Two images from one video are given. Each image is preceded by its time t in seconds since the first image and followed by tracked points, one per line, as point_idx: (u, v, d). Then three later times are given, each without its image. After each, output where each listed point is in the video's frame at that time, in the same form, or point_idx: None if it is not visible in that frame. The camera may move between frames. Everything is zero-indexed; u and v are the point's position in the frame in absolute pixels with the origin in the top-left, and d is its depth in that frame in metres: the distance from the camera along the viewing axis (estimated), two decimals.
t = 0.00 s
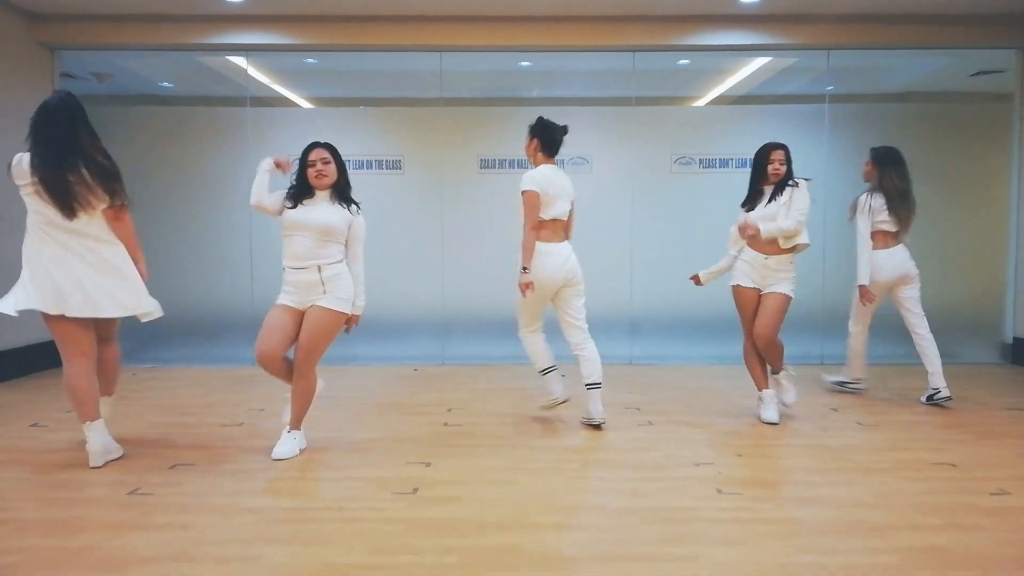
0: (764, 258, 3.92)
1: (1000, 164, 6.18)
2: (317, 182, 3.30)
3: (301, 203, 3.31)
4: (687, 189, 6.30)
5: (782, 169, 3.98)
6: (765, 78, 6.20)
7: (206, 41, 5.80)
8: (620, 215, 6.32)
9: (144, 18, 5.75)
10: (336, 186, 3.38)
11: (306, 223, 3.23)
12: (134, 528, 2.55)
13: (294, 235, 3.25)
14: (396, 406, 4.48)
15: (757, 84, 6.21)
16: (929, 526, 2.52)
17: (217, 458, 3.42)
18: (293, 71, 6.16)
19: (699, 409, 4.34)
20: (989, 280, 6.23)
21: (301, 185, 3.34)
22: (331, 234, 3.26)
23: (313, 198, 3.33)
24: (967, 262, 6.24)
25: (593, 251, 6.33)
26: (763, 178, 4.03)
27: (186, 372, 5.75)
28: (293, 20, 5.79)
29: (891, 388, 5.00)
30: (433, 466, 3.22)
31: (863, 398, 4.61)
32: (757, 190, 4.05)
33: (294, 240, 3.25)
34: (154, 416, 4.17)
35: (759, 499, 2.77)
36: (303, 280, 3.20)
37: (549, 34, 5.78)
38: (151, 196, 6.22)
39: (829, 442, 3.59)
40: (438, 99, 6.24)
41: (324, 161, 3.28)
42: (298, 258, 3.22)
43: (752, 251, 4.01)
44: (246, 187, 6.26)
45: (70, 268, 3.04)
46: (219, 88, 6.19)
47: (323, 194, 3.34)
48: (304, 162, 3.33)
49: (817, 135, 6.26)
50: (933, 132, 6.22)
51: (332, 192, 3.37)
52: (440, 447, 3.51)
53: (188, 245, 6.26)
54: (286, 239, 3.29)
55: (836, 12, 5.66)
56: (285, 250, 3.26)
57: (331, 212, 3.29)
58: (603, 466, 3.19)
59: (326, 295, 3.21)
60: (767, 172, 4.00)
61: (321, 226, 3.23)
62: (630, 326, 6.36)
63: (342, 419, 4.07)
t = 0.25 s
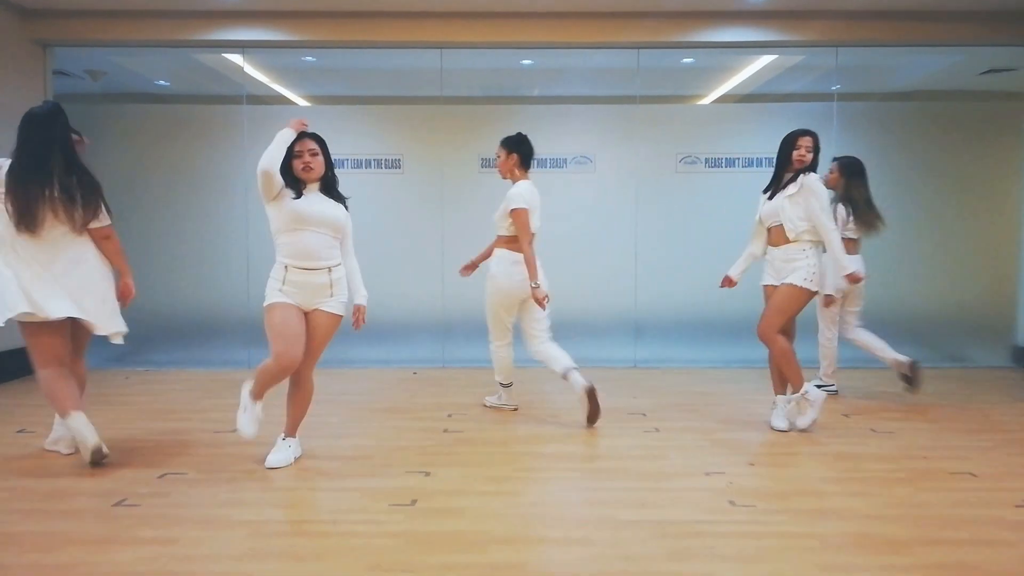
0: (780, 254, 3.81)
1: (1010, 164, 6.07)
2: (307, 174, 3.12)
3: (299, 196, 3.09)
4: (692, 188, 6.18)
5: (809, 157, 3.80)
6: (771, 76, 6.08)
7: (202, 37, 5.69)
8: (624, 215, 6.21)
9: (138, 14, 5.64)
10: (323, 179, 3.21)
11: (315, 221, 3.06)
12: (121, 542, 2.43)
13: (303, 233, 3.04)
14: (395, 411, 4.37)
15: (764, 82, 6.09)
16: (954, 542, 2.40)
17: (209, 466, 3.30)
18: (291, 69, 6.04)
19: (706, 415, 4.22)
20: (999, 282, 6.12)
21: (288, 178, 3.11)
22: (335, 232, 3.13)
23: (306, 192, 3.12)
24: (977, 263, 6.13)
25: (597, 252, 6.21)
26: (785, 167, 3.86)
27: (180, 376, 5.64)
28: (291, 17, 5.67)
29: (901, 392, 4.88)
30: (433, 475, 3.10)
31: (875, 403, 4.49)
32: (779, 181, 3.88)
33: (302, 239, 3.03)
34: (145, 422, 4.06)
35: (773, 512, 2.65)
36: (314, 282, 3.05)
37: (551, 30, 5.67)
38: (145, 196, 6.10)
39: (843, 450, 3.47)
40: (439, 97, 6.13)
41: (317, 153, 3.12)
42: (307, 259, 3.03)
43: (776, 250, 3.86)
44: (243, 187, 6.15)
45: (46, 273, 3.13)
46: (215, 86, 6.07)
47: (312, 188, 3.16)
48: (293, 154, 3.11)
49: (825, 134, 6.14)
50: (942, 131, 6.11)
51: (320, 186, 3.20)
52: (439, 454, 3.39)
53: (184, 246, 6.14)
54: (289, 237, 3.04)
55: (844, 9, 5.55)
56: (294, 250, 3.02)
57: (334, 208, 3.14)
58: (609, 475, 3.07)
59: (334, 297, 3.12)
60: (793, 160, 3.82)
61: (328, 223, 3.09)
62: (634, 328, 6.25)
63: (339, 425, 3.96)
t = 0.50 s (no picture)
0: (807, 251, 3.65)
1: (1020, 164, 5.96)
2: (322, 163, 2.96)
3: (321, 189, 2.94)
4: (698, 188, 6.06)
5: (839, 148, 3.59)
6: (779, 73, 5.96)
7: (198, 34, 5.57)
8: (628, 215, 6.08)
9: (133, 10, 5.52)
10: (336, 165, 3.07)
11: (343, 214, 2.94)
12: (106, 557, 2.31)
13: (334, 229, 2.91)
14: (395, 417, 4.24)
15: (770, 79, 5.97)
16: (983, 557, 2.28)
17: (202, 474, 3.18)
18: (288, 66, 5.92)
19: (715, 420, 4.10)
20: (1010, 284, 6.00)
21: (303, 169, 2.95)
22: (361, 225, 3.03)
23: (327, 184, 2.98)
24: (987, 265, 6.01)
25: (601, 253, 6.09)
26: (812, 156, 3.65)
27: (175, 380, 5.51)
28: (288, 13, 5.56)
29: (914, 397, 4.76)
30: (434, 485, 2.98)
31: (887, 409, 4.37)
32: (807, 171, 3.68)
33: (333, 235, 2.90)
34: (137, 428, 3.93)
35: (792, 525, 2.53)
36: (345, 280, 2.97)
37: (554, 26, 5.55)
38: (140, 195, 5.97)
39: (859, 458, 3.35)
40: (440, 95, 6.00)
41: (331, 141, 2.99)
42: (339, 256, 2.93)
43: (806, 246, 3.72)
44: (239, 187, 6.03)
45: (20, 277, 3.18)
46: (212, 83, 5.95)
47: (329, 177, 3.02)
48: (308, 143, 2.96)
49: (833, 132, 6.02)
50: (953, 130, 5.99)
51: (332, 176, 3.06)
52: (441, 463, 3.27)
53: (179, 247, 6.02)
54: (320, 233, 2.88)
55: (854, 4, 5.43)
56: (327, 247, 2.88)
57: (355, 200, 3.02)
58: (618, 485, 2.95)
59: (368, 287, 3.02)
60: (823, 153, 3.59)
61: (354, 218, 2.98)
62: (638, 331, 6.12)
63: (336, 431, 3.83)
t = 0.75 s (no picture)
0: (863, 261, 3.46)
1: None
2: (359, 184, 2.72)
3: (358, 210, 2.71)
4: (701, 190, 5.99)
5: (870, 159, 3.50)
6: (782, 75, 5.90)
7: (195, 35, 5.51)
8: (631, 217, 6.01)
9: (129, 11, 5.46)
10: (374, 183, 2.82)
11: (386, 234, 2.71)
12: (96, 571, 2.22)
13: (379, 249, 2.69)
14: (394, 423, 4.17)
15: (775, 81, 5.91)
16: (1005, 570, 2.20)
17: (196, 483, 3.09)
18: (287, 68, 5.86)
19: (721, 427, 4.01)
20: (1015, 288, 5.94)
21: (340, 190, 2.71)
22: (406, 243, 2.80)
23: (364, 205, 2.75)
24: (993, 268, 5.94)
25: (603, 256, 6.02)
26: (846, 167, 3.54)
27: (172, 385, 5.44)
28: (286, 14, 5.50)
29: (922, 402, 4.69)
30: (435, 495, 2.89)
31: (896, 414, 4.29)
32: (845, 182, 3.56)
33: (378, 255, 2.68)
34: (131, 435, 3.86)
35: (803, 537, 2.45)
36: (394, 301, 2.77)
37: (555, 28, 5.49)
38: (136, 198, 5.90)
39: (870, 466, 3.27)
40: (440, 97, 5.94)
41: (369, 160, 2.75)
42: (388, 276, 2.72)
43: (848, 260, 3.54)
44: (237, 190, 5.96)
45: None
46: (210, 85, 5.89)
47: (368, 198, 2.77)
48: (343, 162, 2.71)
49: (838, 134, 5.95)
50: (959, 131, 5.93)
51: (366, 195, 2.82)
52: (441, 472, 3.19)
53: (176, 251, 5.95)
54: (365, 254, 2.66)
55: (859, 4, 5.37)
56: (375, 267, 2.68)
57: (397, 217, 2.78)
58: (623, 495, 2.87)
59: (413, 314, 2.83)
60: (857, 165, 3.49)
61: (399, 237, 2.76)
62: (641, 336, 6.05)
63: (334, 439, 3.75)
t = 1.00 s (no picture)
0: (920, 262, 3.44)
1: None
2: (419, 170, 2.76)
3: (402, 200, 2.75)
4: (700, 197, 6.00)
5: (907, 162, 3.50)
6: (781, 82, 5.92)
7: (196, 42, 5.53)
8: (630, 224, 6.02)
9: (131, 19, 5.48)
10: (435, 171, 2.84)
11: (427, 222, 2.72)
12: None
13: (416, 237, 2.72)
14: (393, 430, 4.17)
15: (774, 88, 5.93)
16: None
17: (195, 489, 3.09)
18: (288, 75, 5.89)
19: (720, 434, 4.02)
20: (1013, 294, 5.96)
21: (397, 175, 2.78)
22: (450, 227, 2.76)
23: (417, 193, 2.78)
24: (992, 274, 5.95)
25: (602, 263, 6.03)
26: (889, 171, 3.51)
27: (171, 392, 5.44)
28: (287, 22, 5.52)
29: (920, 409, 4.69)
30: (435, 502, 2.90)
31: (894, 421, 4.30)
32: (888, 185, 3.50)
33: (417, 243, 2.71)
34: (131, 442, 3.86)
35: (802, 544, 2.46)
36: (437, 284, 2.71)
37: (554, 35, 5.52)
38: (136, 205, 5.92)
39: (869, 472, 3.27)
40: (440, 105, 5.96)
41: (430, 149, 2.78)
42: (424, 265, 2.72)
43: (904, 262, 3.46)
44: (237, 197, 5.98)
45: None
46: (210, 92, 5.91)
47: (423, 184, 2.81)
48: (404, 148, 2.76)
49: (836, 140, 5.97)
50: (957, 138, 5.95)
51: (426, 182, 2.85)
52: (440, 479, 3.20)
53: (176, 258, 5.96)
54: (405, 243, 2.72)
55: (858, 12, 5.39)
56: (409, 254, 2.71)
57: (441, 202, 2.76)
58: (622, 502, 2.88)
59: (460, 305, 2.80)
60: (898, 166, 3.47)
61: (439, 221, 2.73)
62: (641, 342, 6.06)
63: (334, 446, 3.76)
